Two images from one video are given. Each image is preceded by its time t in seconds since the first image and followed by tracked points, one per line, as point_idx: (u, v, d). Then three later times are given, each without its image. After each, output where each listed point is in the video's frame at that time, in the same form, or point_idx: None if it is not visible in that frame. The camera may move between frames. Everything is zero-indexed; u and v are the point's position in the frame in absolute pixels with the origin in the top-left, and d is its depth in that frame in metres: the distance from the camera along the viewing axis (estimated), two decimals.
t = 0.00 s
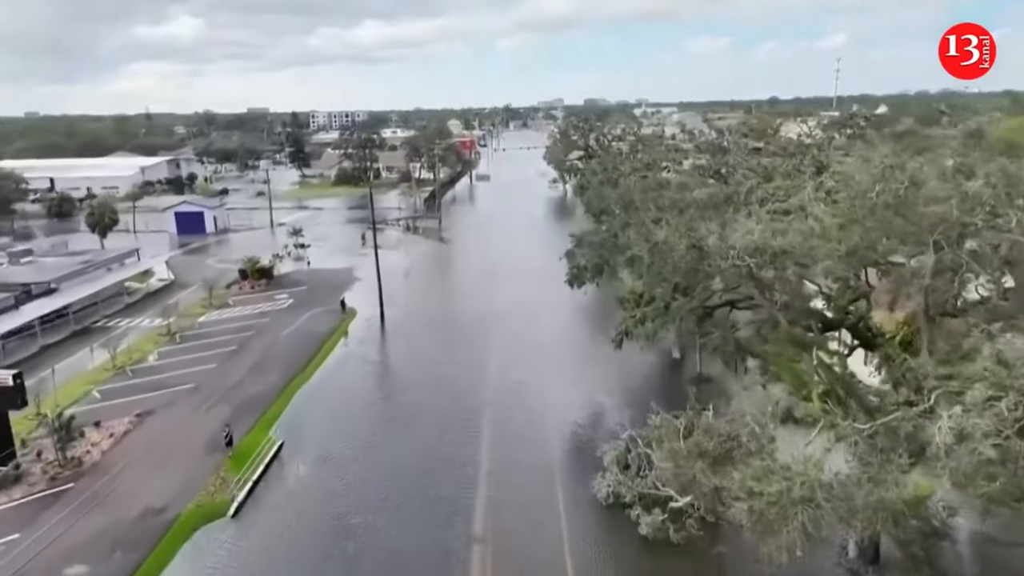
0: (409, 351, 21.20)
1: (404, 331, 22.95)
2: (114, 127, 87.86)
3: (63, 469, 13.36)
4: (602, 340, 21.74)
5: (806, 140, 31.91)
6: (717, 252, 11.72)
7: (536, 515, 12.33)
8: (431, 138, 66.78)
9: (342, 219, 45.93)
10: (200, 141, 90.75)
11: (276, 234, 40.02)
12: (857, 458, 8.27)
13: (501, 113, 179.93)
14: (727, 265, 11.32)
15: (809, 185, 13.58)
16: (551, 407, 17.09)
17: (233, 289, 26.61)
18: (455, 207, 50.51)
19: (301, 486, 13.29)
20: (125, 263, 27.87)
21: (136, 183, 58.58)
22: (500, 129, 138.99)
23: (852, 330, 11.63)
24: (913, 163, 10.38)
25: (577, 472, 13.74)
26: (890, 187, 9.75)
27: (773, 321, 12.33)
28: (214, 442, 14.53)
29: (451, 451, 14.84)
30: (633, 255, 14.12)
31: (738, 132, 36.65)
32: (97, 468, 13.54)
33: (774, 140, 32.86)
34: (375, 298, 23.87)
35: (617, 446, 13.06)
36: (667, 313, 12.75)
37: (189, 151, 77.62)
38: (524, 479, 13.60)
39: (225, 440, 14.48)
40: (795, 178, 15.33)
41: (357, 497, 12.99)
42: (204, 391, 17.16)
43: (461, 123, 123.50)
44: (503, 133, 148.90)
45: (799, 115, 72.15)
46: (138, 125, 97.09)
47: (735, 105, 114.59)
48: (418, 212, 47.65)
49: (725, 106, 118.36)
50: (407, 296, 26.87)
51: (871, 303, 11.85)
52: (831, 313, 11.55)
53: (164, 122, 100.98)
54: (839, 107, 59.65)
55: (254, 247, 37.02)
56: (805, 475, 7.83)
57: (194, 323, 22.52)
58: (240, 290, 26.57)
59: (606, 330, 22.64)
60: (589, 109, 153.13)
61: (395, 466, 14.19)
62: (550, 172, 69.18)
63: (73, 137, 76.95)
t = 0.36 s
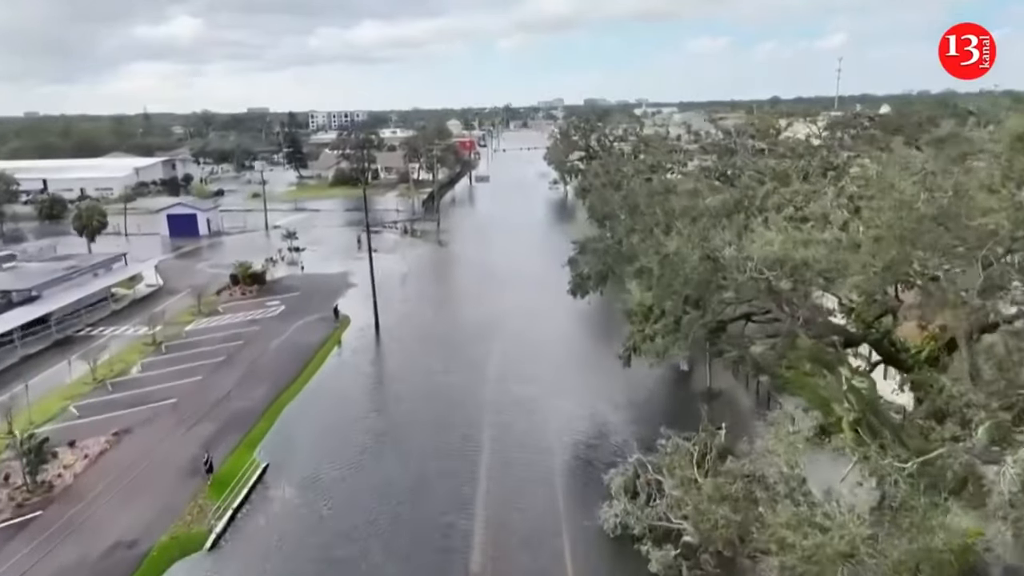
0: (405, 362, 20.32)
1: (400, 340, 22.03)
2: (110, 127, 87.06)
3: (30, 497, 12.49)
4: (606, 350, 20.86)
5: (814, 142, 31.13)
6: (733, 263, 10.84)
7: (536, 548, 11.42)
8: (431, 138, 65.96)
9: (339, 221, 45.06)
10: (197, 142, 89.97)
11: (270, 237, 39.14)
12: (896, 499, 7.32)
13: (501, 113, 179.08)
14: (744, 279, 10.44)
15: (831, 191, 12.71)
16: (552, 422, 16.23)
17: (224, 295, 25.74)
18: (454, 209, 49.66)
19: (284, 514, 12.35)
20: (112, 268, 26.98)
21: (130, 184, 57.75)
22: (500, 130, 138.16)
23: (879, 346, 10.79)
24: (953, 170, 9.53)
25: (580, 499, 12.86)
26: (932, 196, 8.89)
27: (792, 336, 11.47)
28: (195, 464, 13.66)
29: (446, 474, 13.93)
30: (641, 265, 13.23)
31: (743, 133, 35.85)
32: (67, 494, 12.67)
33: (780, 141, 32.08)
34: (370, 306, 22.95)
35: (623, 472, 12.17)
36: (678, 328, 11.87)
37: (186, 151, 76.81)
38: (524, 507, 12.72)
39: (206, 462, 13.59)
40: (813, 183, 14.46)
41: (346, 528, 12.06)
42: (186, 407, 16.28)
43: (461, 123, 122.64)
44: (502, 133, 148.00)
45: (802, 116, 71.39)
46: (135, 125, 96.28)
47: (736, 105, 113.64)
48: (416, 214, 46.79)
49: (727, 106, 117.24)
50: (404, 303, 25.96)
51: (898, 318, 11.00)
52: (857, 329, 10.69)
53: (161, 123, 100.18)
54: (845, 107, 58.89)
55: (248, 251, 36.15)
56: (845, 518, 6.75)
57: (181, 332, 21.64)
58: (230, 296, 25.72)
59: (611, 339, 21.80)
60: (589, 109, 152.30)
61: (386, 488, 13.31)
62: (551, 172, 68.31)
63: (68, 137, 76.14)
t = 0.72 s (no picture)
0: (400, 372, 19.48)
1: (396, 349, 21.20)
2: (106, 127, 86.30)
3: None
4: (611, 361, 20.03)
5: (822, 143, 30.33)
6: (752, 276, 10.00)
7: None
8: (430, 139, 65.12)
9: (336, 223, 44.25)
10: (195, 142, 89.21)
11: (265, 240, 38.32)
12: (942, 552, 6.52)
13: (501, 113, 178.30)
14: (764, 294, 9.61)
15: (855, 199, 11.88)
16: (554, 440, 15.41)
17: (215, 302, 24.93)
18: (453, 211, 48.83)
19: (267, 545, 11.51)
20: (100, 273, 26.15)
21: (125, 185, 56.99)
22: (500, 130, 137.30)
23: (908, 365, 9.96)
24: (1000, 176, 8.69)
25: (583, 531, 12.06)
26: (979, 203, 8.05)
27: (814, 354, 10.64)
28: (173, 488, 12.86)
29: (442, 499, 13.09)
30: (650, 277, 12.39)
31: (749, 132, 35.04)
32: (36, 522, 11.89)
33: (787, 143, 31.29)
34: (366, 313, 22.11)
35: (631, 500, 11.33)
36: (691, 345, 11.04)
37: (182, 152, 76.03)
38: (524, 537, 11.89)
39: (185, 486, 12.79)
40: (833, 190, 13.62)
41: (333, 561, 11.21)
42: (169, 424, 15.46)
43: (461, 123, 121.75)
44: (502, 133, 147.19)
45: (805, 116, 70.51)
46: (132, 125, 95.51)
47: (737, 105, 112.79)
48: (415, 216, 45.97)
49: (728, 106, 116.34)
50: (400, 309, 25.11)
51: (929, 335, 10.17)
52: (886, 347, 9.88)
53: (159, 123, 99.39)
54: (850, 108, 57.96)
55: (242, 254, 35.37)
56: None
57: (168, 341, 20.85)
58: (221, 302, 24.93)
59: (616, 349, 20.98)
60: (590, 109, 151.45)
61: (377, 515, 12.47)
62: (552, 173, 67.43)
63: (64, 137, 75.37)
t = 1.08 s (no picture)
0: (395, 384, 18.62)
1: (392, 359, 20.32)
2: (102, 127, 85.42)
3: None
4: (616, 370, 19.15)
5: (829, 143, 29.58)
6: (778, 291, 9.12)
7: None
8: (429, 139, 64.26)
9: (333, 225, 43.39)
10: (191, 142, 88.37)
11: (259, 243, 37.44)
12: None
13: (500, 112, 177.45)
14: (789, 314, 8.79)
15: (882, 209, 11.08)
16: (556, 459, 14.52)
17: (203, 309, 24.08)
18: (453, 212, 48.01)
19: None
20: (86, 278, 25.28)
21: (119, 186, 56.11)
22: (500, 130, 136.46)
23: (944, 389, 9.13)
24: None
25: (589, 563, 11.14)
26: None
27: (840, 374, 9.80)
28: (149, 517, 12.03)
29: (436, 526, 12.22)
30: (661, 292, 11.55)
31: (754, 132, 34.28)
32: None
33: (793, 145, 30.56)
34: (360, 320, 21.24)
35: (641, 533, 10.41)
36: (704, 364, 10.14)
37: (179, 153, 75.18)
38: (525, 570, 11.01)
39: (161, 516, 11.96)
40: (856, 198, 12.88)
41: None
42: (148, 442, 14.61)
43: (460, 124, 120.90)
44: (502, 133, 146.44)
45: (809, 117, 69.68)
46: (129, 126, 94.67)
47: (738, 105, 111.90)
48: (413, 218, 45.09)
49: (730, 105, 115.20)
50: (396, 317, 24.21)
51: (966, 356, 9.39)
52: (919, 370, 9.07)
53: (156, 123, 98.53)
54: (854, 108, 57.08)
55: (235, 258, 34.51)
56: None
57: (152, 351, 19.99)
58: (210, 310, 24.06)
59: (622, 356, 20.13)
60: (590, 109, 150.55)
61: (368, 545, 11.60)
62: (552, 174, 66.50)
63: (59, 137, 74.50)
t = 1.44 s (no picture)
0: (388, 398, 17.64)
1: (386, 372, 19.30)
2: (98, 127, 84.48)
3: None
4: (622, 385, 18.10)
5: (840, 144, 28.57)
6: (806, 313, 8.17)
7: None
8: (428, 140, 63.28)
9: (328, 228, 42.42)
10: (188, 143, 87.41)
11: (253, 246, 36.50)
12: None
13: (501, 113, 176.22)
14: (823, 340, 7.83)
15: (919, 222, 10.15)
16: (558, 484, 13.48)
17: (190, 317, 23.12)
18: (451, 215, 47.01)
19: None
20: (68, 286, 24.35)
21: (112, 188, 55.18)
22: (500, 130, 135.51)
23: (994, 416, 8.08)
24: None
25: None
26: None
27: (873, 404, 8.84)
28: (115, 555, 11.07)
29: (430, 561, 11.25)
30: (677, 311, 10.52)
31: (760, 133, 33.26)
32: None
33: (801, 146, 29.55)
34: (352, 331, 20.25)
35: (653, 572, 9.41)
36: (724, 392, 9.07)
37: (175, 154, 74.25)
38: None
39: (128, 556, 10.99)
40: (885, 206, 11.93)
41: None
42: (122, 467, 13.66)
43: (460, 124, 119.95)
44: (502, 133, 145.44)
45: (812, 116, 68.71)
46: (125, 126, 93.75)
47: (739, 104, 110.97)
48: (410, 220, 44.11)
49: (730, 105, 114.36)
50: (391, 325, 23.17)
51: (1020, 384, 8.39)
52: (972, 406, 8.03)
53: (152, 124, 97.57)
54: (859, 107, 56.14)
55: (227, 262, 33.55)
56: None
57: (133, 363, 19.03)
58: (198, 318, 23.11)
59: (629, 368, 19.12)
60: (590, 109, 149.69)
61: None
62: (553, 175, 65.48)
63: (54, 137, 73.60)
